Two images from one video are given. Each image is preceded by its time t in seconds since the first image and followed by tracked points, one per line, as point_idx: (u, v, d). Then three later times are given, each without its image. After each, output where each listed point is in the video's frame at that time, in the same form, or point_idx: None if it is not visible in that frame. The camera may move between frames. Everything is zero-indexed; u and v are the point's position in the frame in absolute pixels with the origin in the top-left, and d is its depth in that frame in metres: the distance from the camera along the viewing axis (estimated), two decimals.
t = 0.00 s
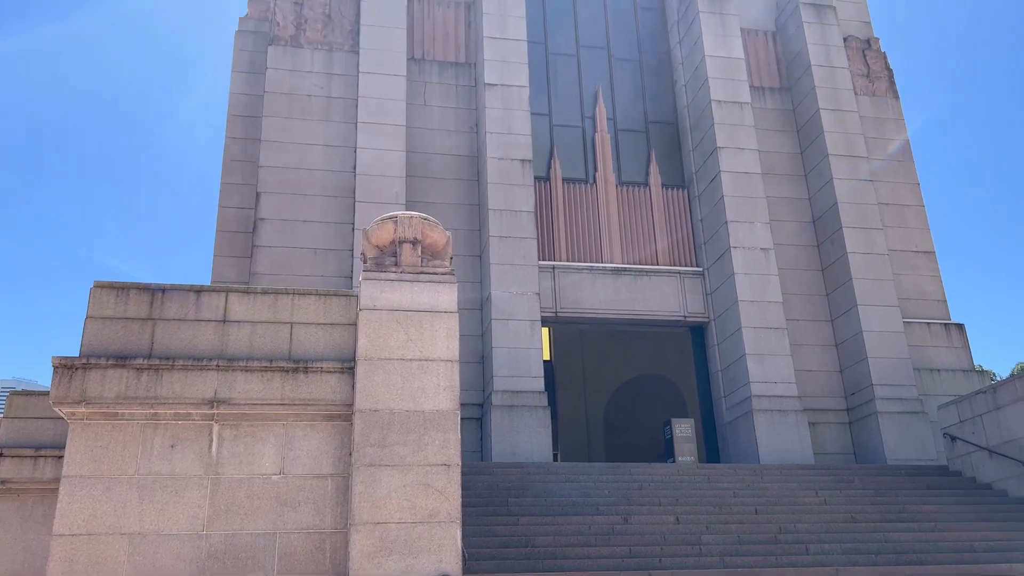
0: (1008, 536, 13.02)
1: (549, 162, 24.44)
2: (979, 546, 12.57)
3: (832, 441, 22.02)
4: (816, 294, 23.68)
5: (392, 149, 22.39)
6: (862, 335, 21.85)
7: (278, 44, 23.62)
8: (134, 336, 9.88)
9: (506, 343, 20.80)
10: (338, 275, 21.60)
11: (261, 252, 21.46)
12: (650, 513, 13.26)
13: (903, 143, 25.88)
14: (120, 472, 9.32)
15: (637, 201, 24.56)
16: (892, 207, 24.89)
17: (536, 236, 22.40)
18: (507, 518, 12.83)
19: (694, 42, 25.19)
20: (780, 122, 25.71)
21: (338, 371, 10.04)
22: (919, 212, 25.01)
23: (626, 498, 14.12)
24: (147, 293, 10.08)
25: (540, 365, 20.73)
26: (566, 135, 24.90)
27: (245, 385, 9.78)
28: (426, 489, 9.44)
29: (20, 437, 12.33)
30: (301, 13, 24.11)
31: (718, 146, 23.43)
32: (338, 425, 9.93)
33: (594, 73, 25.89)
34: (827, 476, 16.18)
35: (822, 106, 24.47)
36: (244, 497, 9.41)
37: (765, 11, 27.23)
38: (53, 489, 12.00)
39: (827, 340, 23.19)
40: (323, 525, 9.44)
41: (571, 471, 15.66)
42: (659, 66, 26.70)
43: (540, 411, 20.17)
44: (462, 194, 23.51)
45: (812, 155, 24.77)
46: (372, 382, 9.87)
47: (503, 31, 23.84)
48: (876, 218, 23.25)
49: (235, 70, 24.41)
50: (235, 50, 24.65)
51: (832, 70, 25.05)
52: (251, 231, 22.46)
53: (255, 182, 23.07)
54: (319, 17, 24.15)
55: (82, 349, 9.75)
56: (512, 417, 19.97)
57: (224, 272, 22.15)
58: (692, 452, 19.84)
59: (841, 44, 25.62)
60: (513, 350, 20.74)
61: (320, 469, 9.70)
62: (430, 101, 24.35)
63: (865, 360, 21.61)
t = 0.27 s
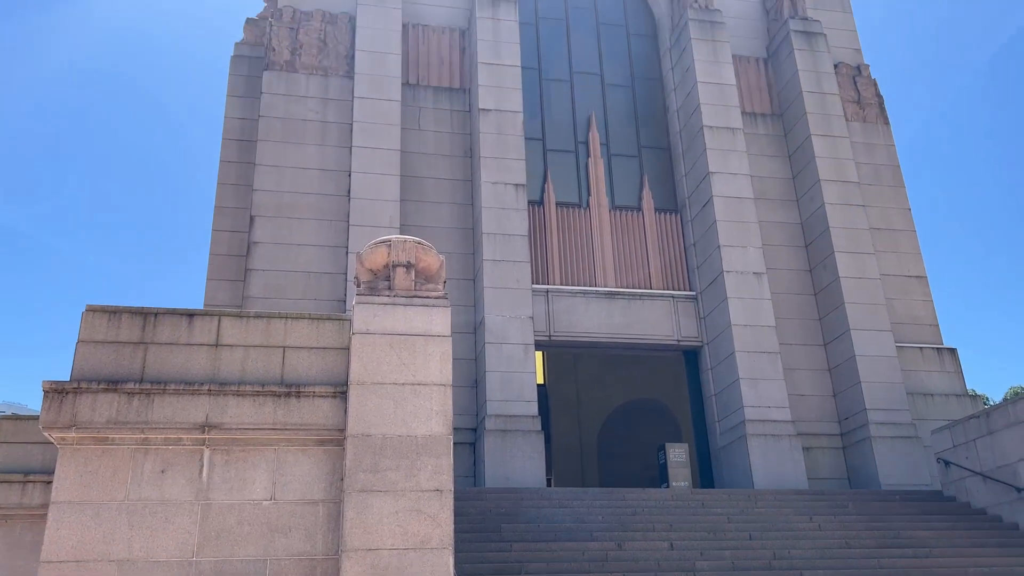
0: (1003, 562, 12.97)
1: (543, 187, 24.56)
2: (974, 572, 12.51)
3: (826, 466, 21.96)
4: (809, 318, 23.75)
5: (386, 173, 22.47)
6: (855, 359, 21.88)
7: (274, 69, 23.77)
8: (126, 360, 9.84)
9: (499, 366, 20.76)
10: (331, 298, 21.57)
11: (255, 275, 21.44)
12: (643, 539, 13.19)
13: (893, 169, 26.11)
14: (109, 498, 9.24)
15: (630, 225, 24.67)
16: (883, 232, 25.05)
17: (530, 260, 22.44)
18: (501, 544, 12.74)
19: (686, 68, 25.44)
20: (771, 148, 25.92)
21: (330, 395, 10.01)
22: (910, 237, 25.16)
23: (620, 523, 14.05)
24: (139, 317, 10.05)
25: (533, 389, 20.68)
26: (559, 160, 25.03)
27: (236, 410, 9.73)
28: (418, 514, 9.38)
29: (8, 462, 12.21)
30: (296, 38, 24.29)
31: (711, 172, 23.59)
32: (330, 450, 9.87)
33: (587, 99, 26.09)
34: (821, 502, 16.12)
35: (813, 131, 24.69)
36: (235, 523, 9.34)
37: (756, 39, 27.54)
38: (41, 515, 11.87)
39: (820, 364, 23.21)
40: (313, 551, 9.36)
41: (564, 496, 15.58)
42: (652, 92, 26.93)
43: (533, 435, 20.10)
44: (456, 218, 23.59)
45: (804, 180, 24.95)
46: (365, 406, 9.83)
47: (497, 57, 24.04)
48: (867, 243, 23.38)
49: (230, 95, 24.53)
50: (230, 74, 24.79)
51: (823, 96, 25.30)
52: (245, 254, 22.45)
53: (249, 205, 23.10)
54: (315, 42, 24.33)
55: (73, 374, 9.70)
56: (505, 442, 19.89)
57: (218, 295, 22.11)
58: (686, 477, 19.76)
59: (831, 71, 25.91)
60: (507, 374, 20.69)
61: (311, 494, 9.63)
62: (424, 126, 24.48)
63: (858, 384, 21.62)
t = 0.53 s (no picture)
0: None
1: (537, 211, 24.64)
2: None
3: (821, 490, 21.89)
4: (803, 342, 23.77)
5: (381, 197, 22.53)
6: (849, 383, 21.88)
7: (270, 93, 23.90)
8: (117, 384, 9.80)
9: (494, 390, 20.69)
10: (325, 322, 21.54)
11: (249, 298, 21.40)
12: (638, 565, 13.10)
13: (886, 193, 26.28)
14: (99, 524, 9.14)
15: (624, 249, 24.74)
16: (876, 256, 25.16)
17: (524, 283, 22.46)
18: (495, 570, 12.64)
19: (680, 94, 25.66)
20: (764, 173, 26.09)
21: (323, 420, 9.97)
22: (903, 261, 25.27)
23: (615, 549, 13.96)
24: (131, 340, 10.02)
25: (528, 413, 20.61)
26: (554, 184, 25.14)
27: (229, 434, 9.68)
28: (410, 540, 9.30)
29: None
30: (292, 63, 24.44)
31: (704, 196, 23.71)
32: (322, 475, 9.81)
33: (581, 124, 26.26)
34: (816, 527, 16.04)
35: (806, 156, 24.87)
36: (226, 549, 9.24)
37: (749, 65, 27.82)
38: (30, 541, 11.74)
39: (814, 388, 23.21)
40: None
41: (559, 522, 15.48)
42: (646, 117, 27.13)
43: (528, 460, 20.00)
44: (451, 241, 23.64)
45: (797, 204, 25.09)
46: (358, 430, 9.79)
47: (492, 82, 24.23)
48: (860, 267, 23.47)
49: (226, 119, 24.64)
50: (226, 99, 24.92)
51: (815, 122, 25.51)
52: (239, 278, 22.43)
53: (244, 229, 23.12)
54: (311, 67, 24.48)
55: (64, 398, 9.65)
56: (500, 466, 19.79)
57: (211, 319, 22.06)
58: (681, 502, 19.66)
59: (823, 96, 26.15)
60: (501, 397, 20.62)
61: (303, 520, 9.55)
62: (420, 150, 24.60)
63: (853, 409, 21.60)
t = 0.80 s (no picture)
0: None
1: (533, 234, 24.72)
2: None
3: (818, 515, 21.78)
4: (798, 366, 23.76)
5: (377, 220, 22.58)
6: (845, 407, 21.84)
7: (266, 117, 24.02)
8: (110, 408, 9.74)
9: (489, 414, 20.62)
10: (320, 345, 21.49)
11: (244, 322, 21.36)
12: None
13: (879, 217, 26.41)
14: (90, 550, 9.06)
15: (620, 272, 24.79)
16: (871, 280, 25.24)
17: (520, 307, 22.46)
18: None
19: (674, 119, 25.85)
20: (758, 197, 26.23)
21: (317, 444, 9.93)
22: (897, 285, 25.35)
23: None
24: (125, 364, 9.98)
25: (523, 437, 20.52)
26: (549, 208, 25.23)
27: (222, 459, 9.63)
28: (404, 566, 9.22)
29: None
30: (289, 88, 24.59)
31: (699, 220, 23.82)
32: (316, 500, 9.75)
33: (577, 148, 26.42)
34: (812, 553, 15.96)
35: (799, 181, 25.02)
36: None
37: (742, 90, 28.06)
38: (20, 567, 11.62)
39: (810, 412, 23.16)
40: None
41: (554, 547, 15.38)
42: (641, 142, 27.31)
43: (523, 485, 19.90)
44: (447, 265, 23.66)
45: (791, 229, 25.20)
46: (352, 455, 9.75)
47: (488, 107, 24.39)
48: (855, 291, 23.53)
49: (222, 143, 24.74)
50: (223, 123, 25.04)
51: (809, 147, 25.69)
52: (234, 301, 22.40)
53: (239, 252, 23.13)
54: (307, 92, 24.62)
55: (56, 422, 9.59)
56: (495, 491, 19.70)
57: (206, 342, 22.00)
58: (678, 528, 19.54)
59: (816, 122, 26.35)
60: (496, 421, 20.54)
61: (296, 546, 9.48)
62: (416, 174, 24.69)
63: (848, 433, 21.56)
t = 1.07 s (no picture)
0: None
1: (529, 257, 24.76)
2: None
3: (816, 540, 21.65)
4: (795, 389, 23.73)
5: (374, 244, 22.61)
6: (842, 431, 21.78)
7: (264, 141, 24.11)
8: (105, 432, 9.75)
9: (485, 438, 20.52)
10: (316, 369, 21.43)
11: (239, 345, 21.29)
12: None
13: (875, 241, 26.52)
14: None
15: (616, 295, 24.81)
16: (866, 303, 25.30)
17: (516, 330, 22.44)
18: None
19: (669, 143, 26.02)
20: (754, 221, 26.33)
21: (313, 469, 9.93)
22: (893, 308, 25.40)
23: None
24: (119, 388, 10.00)
25: (520, 461, 20.42)
26: (546, 232, 25.30)
27: (216, 483, 9.64)
28: None
29: None
30: (287, 112, 24.72)
31: (694, 244, 23.90)
32: (311, 525, 9.73)
33: (573, 172, 26.54)
34: None
35: (794, 205, 25.15)
36: None
37: (737, 115, 28.27)
38: None
39: (807, 436, 23.10)
40: None
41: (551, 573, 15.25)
42: (637, 166, 27.45)
43: (519, 510, 19.77)
44: (443, 288, 23.67)
45: (787, 252, 25.28)
46: (347, 480, 9.73)
47: (485, 131, 24.52)
48: (851, 314, 23.57)
49: (220, 166, 24.81)
50: (221, 146, 25.14)
51: (803, 171, 25.84)
52: (230, 324, 22.36)
53: (236, 275, 23.13)
54: (305, 116, 24.74)
55: (49, 447, 9.59)
56: (491, 516, 19.56)
57: (201, 366, 21.92)
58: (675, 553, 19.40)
59: (811, 146, 26.52)
60: (492, 445, 20.44)
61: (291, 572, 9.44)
62: (413, 198, 24.77)
63: (846, 457, 21.48)
